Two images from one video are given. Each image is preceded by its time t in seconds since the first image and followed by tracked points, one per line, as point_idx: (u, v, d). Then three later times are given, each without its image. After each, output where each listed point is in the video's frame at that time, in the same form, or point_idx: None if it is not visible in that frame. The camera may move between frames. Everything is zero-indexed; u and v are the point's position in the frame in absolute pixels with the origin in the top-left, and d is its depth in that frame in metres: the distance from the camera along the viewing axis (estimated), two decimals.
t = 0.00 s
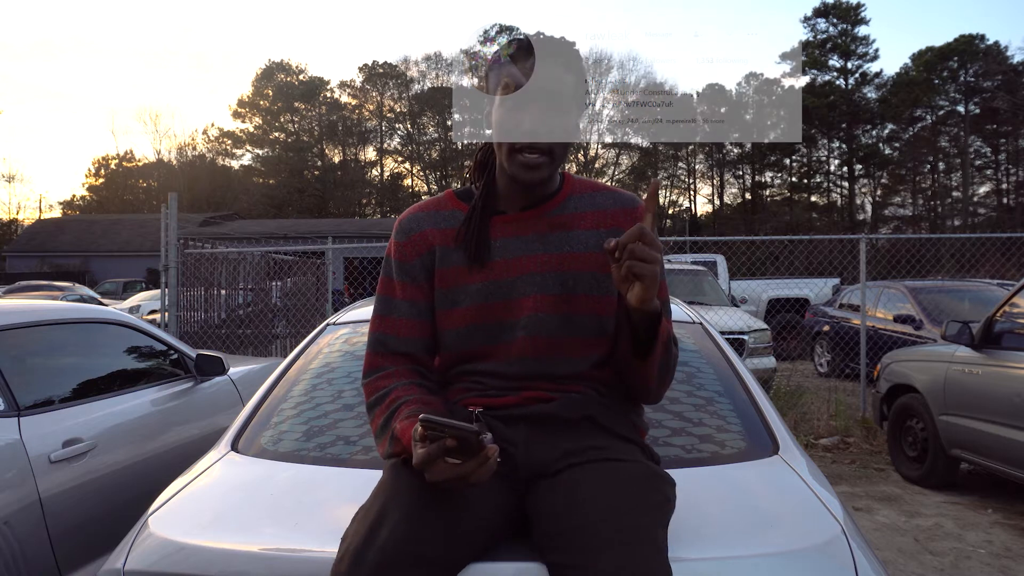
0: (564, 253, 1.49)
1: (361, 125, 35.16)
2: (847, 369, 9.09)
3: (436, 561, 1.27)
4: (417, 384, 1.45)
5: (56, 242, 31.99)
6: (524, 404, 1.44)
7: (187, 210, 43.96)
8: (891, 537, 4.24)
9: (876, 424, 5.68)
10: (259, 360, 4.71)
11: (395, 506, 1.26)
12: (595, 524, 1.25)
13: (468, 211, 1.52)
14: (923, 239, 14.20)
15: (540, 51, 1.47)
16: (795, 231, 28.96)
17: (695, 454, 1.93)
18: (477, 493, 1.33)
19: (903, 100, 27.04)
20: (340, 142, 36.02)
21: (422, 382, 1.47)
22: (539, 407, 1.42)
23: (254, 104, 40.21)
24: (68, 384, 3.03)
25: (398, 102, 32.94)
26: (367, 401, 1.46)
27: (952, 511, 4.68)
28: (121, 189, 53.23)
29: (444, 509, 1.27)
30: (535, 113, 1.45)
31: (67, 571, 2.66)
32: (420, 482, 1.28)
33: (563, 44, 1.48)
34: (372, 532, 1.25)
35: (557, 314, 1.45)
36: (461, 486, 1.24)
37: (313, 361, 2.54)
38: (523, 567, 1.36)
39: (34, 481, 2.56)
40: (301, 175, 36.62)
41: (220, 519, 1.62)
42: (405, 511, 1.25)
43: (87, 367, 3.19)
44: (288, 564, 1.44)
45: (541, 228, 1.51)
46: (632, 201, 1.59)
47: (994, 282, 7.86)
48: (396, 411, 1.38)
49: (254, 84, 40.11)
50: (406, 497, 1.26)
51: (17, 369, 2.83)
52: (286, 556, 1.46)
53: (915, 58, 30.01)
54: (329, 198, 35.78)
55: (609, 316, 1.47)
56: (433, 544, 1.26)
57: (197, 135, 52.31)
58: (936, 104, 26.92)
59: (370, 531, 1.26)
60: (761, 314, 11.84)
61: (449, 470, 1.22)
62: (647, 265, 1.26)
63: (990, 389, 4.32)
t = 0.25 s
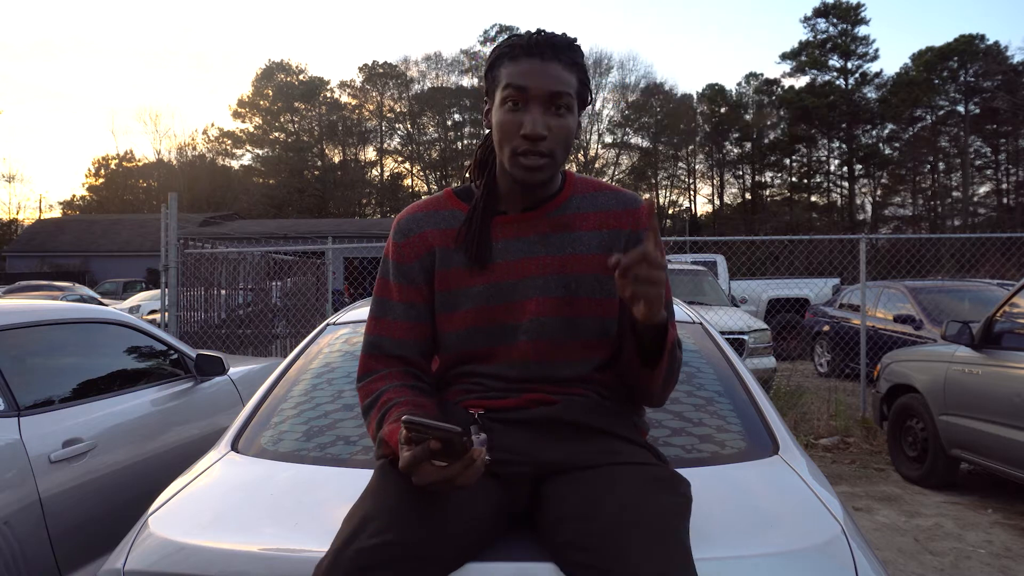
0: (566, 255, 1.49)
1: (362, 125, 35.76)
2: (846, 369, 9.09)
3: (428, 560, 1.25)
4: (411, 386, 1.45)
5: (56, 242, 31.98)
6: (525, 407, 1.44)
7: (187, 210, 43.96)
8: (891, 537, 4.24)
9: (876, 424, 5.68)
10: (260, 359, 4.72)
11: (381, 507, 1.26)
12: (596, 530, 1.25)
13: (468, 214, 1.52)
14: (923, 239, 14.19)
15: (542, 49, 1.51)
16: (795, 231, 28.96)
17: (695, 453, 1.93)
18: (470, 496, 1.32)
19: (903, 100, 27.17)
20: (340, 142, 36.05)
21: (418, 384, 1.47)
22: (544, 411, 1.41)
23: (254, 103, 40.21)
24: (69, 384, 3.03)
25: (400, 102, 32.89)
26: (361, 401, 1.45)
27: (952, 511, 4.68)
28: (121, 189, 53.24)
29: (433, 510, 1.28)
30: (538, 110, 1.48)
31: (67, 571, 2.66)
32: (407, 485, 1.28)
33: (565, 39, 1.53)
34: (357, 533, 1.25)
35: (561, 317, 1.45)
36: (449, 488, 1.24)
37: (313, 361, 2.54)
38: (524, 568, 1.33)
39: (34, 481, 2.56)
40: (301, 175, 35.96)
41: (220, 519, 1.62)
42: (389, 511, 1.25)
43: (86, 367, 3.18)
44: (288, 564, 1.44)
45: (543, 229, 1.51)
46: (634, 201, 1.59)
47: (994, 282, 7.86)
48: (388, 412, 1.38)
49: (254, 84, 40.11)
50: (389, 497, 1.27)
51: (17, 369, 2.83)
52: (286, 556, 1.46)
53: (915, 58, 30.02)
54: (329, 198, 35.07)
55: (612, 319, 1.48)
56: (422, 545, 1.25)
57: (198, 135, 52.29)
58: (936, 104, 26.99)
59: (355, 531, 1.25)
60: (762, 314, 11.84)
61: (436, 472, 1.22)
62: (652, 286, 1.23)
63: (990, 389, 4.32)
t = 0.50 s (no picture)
0: (567, 255, 1.49)
1: (361, 126, 35.89)
2: (846, 369, 9.09)
3: (432, 561, 1.25)
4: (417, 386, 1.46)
5: (56, 242, 31.95)
6: (527, 406, 1.44)
7: (187, 210, 43.92)
8: (891, 537, 4.24)
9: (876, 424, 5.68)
10: (259, 360, 4.71)
11: (391, 506, 1.25)
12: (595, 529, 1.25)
13: (469, 213, 1.52)
14: (923, 239, 14.18)
15: (538, 46, 1.52)
16: (795, 230, 28.90)
17: (695, 454, 1.93)
18: (472, 496, 1.32)
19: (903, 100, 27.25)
20: (340, 142, 36.00)
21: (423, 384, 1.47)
22: (544, 411, 1.41)
23: (254, 103, 40.21)
24: (69, 384, 3.03)
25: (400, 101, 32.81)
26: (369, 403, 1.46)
27: (952, 511, 4.68)
28: (121, 189, 53.17)
29: (440, 509, 1.27)
30: (536, 108, 1.48)
31: (67, 571, 2.66)
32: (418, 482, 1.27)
33: (559, 37, 1.54)
34: (368, 534, 1.24)
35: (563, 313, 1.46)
36: (461, 487, 1.24)
37: (313, 361, 2.54)
38: (523, 568, 1.36)
39: (34, 481, 2.56)
40: (301, 175, 35.79)
41: (221, 519, 1.63)
42: (400, 509, 1.25)
43: (86, 367, 3.18)
44: (289, 564, 1.44)
45: (544, 229, 1.52)
46: (634, 198, 1.59)
47: (994, 282, 7.86)
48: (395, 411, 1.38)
49: (254, 84, 40.08)
50: (398, 494, 1.26)
51: (17, 369, 2.83)
52: (287, 556, 1.46)
53: (915, 58, 30.03)
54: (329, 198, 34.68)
55: (613, 320, 1.50)
56: (427, 544, 1.25)
57: (197, 135, 52.28)
58: (936, 104, 27.10)
59: (365, 532, 1.25)
60: (762, 314, 11.83)
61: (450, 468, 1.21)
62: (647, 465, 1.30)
63: (990, 389, 4.32)
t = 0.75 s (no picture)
0: (569, 251, 1.50)
1: (361, 126, 35.84)
2: (846, 369, 9.09)
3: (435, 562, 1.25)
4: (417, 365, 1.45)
5: (55, 242, 31.93)
6: (527, 405, 1.44)
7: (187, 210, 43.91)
8: (892, 537, 4.24)
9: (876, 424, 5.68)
10: (259, 360, 4.71)
11: (392, 507, 1.27)
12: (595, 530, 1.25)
13: (474, 211, 1.53)
14: (923, 239, 14.19)
15: (544, 47, 1.53)
16: (795, 230, 28.91)
17: (695, 453, 1.93)
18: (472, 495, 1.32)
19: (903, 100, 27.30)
20: (340, 142, 35.98)
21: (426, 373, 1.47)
22: (545, 409, 1.41)
23: (255, 103, 40.23)
24: (69, 384, 3.03)
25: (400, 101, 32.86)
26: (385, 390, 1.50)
27: (952, 511, 4.68)
28: (121, 189, 53.15)
29: (437, 509, 1.27)
30: (540, 108, 1.49)
31: (67, 571, 2.66)
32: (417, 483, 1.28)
33: (564, 41, 1.56)
34: (368, 534, 1.25)
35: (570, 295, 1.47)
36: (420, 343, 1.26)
37: (314, 361, 2.54)
38: (523, 567, 1.37)
39: (34, 481, 2.56)
40: (301, 175, 35.90)
41: (220, 519, 1.62)
42: (401, 511, 1.26)
43: (87, 367, 3.19)
44: (287, 565, 1.44)
45: (547, 226, 1.52)
46: (635, 196, 1.60)
47: (994, 282, 7.87)
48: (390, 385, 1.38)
49: (254, 84, 40.11)
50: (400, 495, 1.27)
51: (18, 369, 2.83)
52: (287, 556, 1.46)
53: (915, 58, 30.09)
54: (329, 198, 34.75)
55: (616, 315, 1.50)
56: (427, 547, 1.24)
57: (197, 136, 52.26)
58: (937, 104, 27.17)
59: (367, 532, 1.25)
60: (762, 314, 11.83)
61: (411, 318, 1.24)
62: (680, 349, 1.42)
63: (990, 389, 4.32)
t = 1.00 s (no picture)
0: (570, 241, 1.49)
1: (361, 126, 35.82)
2: (846, 369, 9.09)
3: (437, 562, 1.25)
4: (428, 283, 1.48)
5: (55, 242, 31.94)
6: (530, 403, 1.45)
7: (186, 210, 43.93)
8: (892, 537, 4.24)
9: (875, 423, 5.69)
10: (259, 360, 4.71)
11: (395, 506, 1.27)
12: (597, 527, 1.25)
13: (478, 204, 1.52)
14: (923, 239, 14.19)
15: (548, 51, 1.48)
16: (795, 230, 28.92)
17: (695, 453, 1.94)
18: (475, 494, 1.32)
19: (902, 100, 27.37)
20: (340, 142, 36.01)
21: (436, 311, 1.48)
22: (546, 407, 1.42)
23: (255, 103, 40.24)
24: (69, 384, 3.03)
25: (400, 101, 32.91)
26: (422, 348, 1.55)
27: (952, 511, 4.68)
28: (121, 189, 53.18)
29: (439, 507, 1.27)
30: (542, 111, 1.40)
31: (67, 571, 2.66)
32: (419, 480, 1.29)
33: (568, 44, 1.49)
34: (371, 533, 1.25)
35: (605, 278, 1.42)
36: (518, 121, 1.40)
37: (313, 361, 2.54)
38: (524, 566, 1.37)
39: (34, 480, 2.56)
40: (301, 175, 36.03)
41: (220, 519, 1.63)
42: (404, 510, 1.26)
43: (86, 368, 3.18)
44: (288, 565, 1.44)
45: (549, 218, 1.51)
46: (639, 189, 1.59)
47: (994, 282, 7.87)
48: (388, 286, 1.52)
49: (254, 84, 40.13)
50: (404, 492, 1.28)
51: (17, 369, 2.83)
52: (287, 556, 1.46)
53: (915, 58, 30.14)
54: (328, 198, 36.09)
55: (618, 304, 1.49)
56: (430, 546, 1.24)
57: (197, 136, 52.28)
58: (937, 104, 27.19)
59: (370, 530, 1.26)
60: (761, 314, 11.84)
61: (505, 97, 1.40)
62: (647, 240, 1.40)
63: (990, 389, 4.32)
